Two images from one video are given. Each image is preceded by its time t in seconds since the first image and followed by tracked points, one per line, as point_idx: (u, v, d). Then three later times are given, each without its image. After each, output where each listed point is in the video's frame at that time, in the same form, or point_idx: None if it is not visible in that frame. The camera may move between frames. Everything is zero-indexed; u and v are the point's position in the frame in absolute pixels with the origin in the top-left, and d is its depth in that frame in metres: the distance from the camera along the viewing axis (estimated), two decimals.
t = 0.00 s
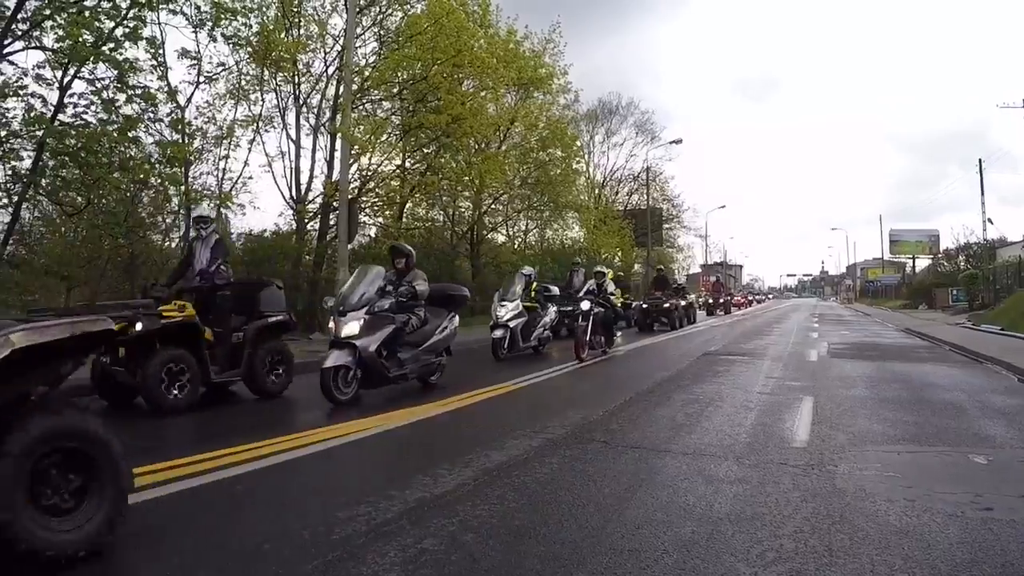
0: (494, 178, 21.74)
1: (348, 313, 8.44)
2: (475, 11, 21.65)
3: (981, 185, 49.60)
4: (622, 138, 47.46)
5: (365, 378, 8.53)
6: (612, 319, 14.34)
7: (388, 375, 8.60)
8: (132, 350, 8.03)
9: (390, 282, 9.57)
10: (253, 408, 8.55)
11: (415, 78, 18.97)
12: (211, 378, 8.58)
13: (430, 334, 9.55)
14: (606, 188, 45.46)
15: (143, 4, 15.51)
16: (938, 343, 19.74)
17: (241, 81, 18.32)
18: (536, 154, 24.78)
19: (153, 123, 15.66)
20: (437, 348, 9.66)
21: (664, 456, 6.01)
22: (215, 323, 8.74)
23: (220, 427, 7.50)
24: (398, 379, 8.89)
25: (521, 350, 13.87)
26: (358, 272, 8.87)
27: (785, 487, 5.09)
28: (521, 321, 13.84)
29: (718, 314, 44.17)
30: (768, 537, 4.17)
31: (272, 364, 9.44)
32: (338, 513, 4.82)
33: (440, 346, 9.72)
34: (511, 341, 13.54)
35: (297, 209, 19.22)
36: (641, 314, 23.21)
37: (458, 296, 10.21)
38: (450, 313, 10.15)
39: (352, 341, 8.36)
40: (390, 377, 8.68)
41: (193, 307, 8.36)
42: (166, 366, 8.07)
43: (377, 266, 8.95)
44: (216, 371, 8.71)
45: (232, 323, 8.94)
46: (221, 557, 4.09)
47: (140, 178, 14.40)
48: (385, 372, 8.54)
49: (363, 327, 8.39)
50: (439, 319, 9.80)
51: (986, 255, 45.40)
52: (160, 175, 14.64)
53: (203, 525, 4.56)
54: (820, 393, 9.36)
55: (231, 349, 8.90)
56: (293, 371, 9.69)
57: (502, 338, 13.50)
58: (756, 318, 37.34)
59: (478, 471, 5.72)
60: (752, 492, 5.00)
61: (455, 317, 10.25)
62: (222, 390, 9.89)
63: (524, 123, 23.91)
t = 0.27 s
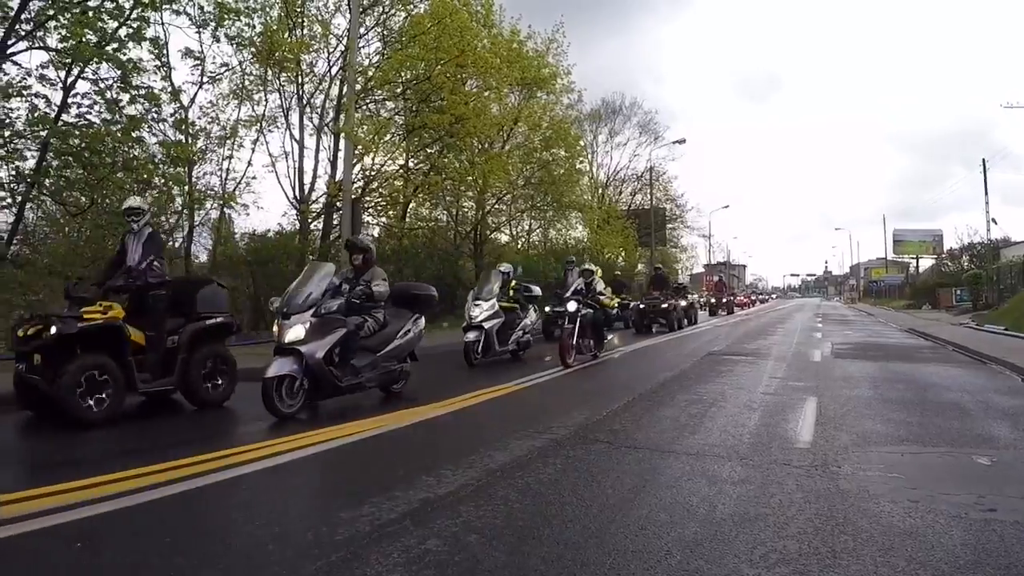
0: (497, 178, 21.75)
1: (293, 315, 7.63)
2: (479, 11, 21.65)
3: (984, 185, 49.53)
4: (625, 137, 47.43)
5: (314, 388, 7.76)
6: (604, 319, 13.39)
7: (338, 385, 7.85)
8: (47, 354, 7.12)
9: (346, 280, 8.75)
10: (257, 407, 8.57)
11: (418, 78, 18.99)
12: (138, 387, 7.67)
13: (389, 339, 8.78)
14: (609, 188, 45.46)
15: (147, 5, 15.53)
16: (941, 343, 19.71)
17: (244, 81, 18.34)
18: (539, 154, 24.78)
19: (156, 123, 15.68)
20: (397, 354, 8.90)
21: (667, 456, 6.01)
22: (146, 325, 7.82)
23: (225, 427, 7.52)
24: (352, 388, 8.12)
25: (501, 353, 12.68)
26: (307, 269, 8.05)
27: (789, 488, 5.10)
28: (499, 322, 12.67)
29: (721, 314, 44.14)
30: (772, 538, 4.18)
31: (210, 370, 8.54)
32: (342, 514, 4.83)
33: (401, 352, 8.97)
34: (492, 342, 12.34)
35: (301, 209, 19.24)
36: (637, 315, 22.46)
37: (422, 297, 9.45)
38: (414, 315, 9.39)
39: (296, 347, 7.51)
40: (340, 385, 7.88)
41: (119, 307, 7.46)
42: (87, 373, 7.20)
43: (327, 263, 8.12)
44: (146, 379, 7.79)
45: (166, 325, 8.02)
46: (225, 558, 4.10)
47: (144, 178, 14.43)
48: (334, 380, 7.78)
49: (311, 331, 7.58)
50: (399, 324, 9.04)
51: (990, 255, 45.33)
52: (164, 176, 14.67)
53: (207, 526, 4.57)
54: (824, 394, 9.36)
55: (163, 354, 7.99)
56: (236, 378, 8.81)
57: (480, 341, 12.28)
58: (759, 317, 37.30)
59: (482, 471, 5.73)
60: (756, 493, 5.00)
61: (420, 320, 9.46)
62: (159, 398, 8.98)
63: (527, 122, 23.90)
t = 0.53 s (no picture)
0: (495, 179, 21.74)
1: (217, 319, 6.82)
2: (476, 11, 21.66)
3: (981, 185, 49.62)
4: (622, 138, 47.45)
5: (243, 400, 6.97)
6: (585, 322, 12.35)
7: (270, 398, 7.04)
8: None
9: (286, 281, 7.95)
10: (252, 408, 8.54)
11: (415, 79, 18.98)
12: (45, 398, 6.97)
13: (335, 345, 7.97)
14: (606, 188, 45.48)
15: (143, 6, 15.49)
16: (939, 343, 19.73)
17: (241, 82, 18.31)
18: (537, 155, 24.78)
19: (153, 124, 15.64)
20: (346, 361, 8.09)
21: (664, 458, 6.00)
22: (55, 330, 7.15)
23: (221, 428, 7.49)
24: (290, 401, 7.32)
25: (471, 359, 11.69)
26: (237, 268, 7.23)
27: (786, 489, 5.09)
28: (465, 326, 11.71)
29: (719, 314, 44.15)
30: (769, 540, 4.17)
31: (129, 381, 7.82)
32: (338, 516, 4.82)
33: (352, 359, 8.17)
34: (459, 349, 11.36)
35: (298, 210, 19.21)
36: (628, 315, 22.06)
37: (373, 298, 8.66)
38: (364, 318, 8.57)
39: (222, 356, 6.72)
40: (274, 397, 7.09)
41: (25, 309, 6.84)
42: None
43: (259, 262, 7.29)
44: (51, 392, 7.09)
45: (78, 329, 7.37)
46: (220, 560, 4.08)
47: (141, 178, 14.40)
48: (267, 393, 6.99)
49: (237, 337, 6.78)
50: (348, 328, 8.24)
51: (987, 255, 45.41)
52: (161, 177, 14.64)
53: (203, 529, 4.55)
54: (821, 394, 9.36)
55: (74, 363, 7.30)
56: (158, 394, 8.09)
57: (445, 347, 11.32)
58: (757, 318, 37.33)
59: (479, 473, 5.72)
60: (753, 495, 4.99)
61: (371, 324, 8.66)
62: (77, 411, 8.27)
63: (524, 123, 23.90)
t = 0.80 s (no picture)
0: (496, 179, 21.73)
1: (127, 322, 6.16)
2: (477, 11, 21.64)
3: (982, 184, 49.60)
4: (624, 137, 47.40)
5: (156, 414, 6.27)
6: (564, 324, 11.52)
7: (185, 412, 6.29)
8: None
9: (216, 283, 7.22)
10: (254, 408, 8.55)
11: (416, 79, 18.97)
12: None
13: (269, 352, 7.16)
14: (607, 188, 45.45)
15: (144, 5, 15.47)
16: (940, 343, 19.72)
17: (242, 82, 18.30)
18: (538, 154, 24.76)
19: (153, 123, 15.62)
20: (283, 370, 7.30)
21: (665, 459, 5.99)
22: None
23: (222, 428, 7.49)
24: (213, 415, 6.56)
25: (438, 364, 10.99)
26: (154, 265, 6.51)
27: (787, 491, 5.08)
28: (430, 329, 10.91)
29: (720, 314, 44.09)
30: (769, 542, 4.16)
31: (36, 393, 7.05)
32: (339, 517, 4.81)
33: (292, 368, 7.38)
34: (423, 354, 10.64)
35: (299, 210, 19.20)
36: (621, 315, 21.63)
37: (320, 300, 7.83)
38: (309, 322, 7.75)
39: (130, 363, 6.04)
40: (192, 411, 6.36)
41: None
42: None
43: (175, 259, 6.58)
44: None
45: None
46: (220, 562, 4.07)
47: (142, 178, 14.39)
48: (181, 406, 6.25)
49: (147, 342, 6.09)
50: (288, 333, 7.43)
51: (988, 255, 45.43)
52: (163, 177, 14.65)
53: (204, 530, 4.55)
54: (822, 395, 9.35)
55: None
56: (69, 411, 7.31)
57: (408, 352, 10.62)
58: (758, 318, 37.30)
59: (480, 474, 5.72)
60: (754, 497, 4.98)
61: (317, 329, 7.83)
62: None
63: (525, 123, 23.87)
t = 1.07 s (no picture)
0: (497, 179, 21.72)
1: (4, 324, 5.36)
2: (478, 10, 21.65)
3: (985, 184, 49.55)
4: (625, 137, 47.33)
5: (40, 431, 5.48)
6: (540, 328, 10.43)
7: (73, 429, 5.51)
8: None
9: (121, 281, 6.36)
10: (257, 408, 8.57)
11: (417, 78, 18.98)
12: None
13: (181, 359, 6.30)
14: (609, 188, 45.43)
15: (146, 5, 15.47)
16: (942, 343, 19.73)
17: (243, 82, 18.31)
18: (539, 154, 24.75)
19: (155, 123, 15.61)
20: (200, 380, 6.44)
21: (666, 460, 5.99)
22: None
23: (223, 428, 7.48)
24: (110, 432, 5.76)
25: (397, 370, 10.00)
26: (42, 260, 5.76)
27: (788, 492, 5.08)
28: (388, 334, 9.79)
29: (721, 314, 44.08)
30: (770, 543, 4.16)
31: None
32: (340, 518, 4.82)
33: (206, 378, 6.51)
34: (379, 361, 9.65)
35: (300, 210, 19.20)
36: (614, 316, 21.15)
37: (244, 299, 6.89)
38: (230, 325, 6.84)
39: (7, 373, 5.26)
40: (81, 428, 5.56)
41: None
42: None
43: (65, 254, 5.79)
44: None
45: None
46: (221, 563, 4.07)
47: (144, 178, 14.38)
48: (69, 423, 5.47)
49: (27, 347, 5.30)
50: (202, 337, 6.53)
51: (989, 255, 45.40)
52: (165, 177, 14.65)
53: (205, 531, 4.55)
54: (824, 395, 9.34)
55: None
56: None
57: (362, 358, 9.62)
58: (759, 318, 37.22)
59: (481, 474, 5.72)
60: (755, 497, 4.98)
61: (240, 333, 6.91)
62: None
63: (527, 123, 23.86)
